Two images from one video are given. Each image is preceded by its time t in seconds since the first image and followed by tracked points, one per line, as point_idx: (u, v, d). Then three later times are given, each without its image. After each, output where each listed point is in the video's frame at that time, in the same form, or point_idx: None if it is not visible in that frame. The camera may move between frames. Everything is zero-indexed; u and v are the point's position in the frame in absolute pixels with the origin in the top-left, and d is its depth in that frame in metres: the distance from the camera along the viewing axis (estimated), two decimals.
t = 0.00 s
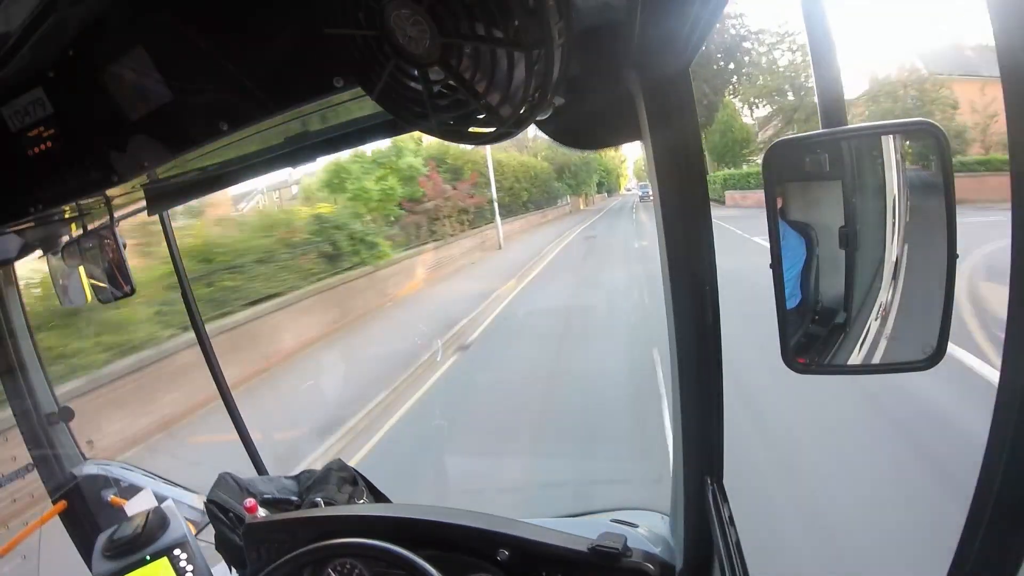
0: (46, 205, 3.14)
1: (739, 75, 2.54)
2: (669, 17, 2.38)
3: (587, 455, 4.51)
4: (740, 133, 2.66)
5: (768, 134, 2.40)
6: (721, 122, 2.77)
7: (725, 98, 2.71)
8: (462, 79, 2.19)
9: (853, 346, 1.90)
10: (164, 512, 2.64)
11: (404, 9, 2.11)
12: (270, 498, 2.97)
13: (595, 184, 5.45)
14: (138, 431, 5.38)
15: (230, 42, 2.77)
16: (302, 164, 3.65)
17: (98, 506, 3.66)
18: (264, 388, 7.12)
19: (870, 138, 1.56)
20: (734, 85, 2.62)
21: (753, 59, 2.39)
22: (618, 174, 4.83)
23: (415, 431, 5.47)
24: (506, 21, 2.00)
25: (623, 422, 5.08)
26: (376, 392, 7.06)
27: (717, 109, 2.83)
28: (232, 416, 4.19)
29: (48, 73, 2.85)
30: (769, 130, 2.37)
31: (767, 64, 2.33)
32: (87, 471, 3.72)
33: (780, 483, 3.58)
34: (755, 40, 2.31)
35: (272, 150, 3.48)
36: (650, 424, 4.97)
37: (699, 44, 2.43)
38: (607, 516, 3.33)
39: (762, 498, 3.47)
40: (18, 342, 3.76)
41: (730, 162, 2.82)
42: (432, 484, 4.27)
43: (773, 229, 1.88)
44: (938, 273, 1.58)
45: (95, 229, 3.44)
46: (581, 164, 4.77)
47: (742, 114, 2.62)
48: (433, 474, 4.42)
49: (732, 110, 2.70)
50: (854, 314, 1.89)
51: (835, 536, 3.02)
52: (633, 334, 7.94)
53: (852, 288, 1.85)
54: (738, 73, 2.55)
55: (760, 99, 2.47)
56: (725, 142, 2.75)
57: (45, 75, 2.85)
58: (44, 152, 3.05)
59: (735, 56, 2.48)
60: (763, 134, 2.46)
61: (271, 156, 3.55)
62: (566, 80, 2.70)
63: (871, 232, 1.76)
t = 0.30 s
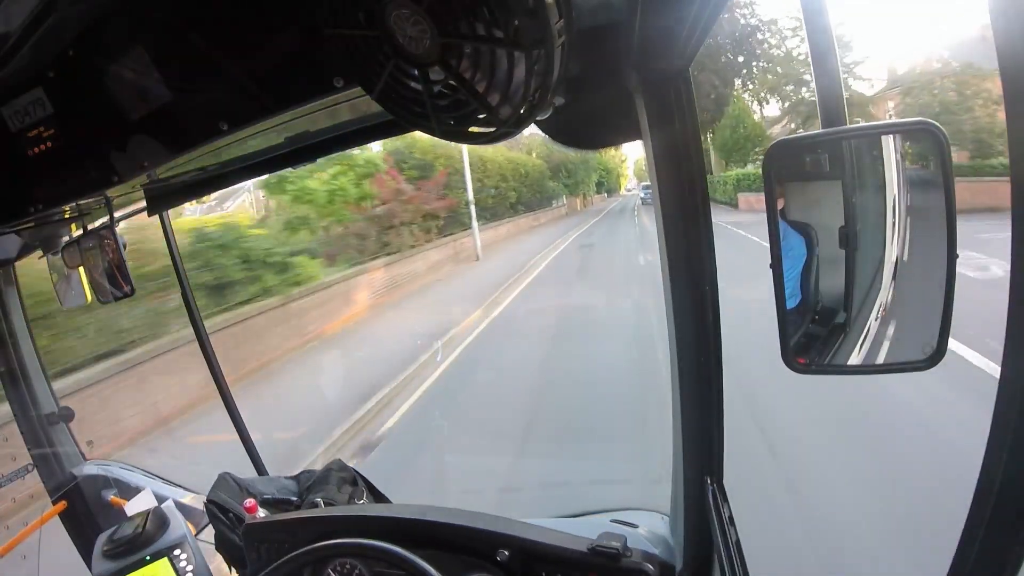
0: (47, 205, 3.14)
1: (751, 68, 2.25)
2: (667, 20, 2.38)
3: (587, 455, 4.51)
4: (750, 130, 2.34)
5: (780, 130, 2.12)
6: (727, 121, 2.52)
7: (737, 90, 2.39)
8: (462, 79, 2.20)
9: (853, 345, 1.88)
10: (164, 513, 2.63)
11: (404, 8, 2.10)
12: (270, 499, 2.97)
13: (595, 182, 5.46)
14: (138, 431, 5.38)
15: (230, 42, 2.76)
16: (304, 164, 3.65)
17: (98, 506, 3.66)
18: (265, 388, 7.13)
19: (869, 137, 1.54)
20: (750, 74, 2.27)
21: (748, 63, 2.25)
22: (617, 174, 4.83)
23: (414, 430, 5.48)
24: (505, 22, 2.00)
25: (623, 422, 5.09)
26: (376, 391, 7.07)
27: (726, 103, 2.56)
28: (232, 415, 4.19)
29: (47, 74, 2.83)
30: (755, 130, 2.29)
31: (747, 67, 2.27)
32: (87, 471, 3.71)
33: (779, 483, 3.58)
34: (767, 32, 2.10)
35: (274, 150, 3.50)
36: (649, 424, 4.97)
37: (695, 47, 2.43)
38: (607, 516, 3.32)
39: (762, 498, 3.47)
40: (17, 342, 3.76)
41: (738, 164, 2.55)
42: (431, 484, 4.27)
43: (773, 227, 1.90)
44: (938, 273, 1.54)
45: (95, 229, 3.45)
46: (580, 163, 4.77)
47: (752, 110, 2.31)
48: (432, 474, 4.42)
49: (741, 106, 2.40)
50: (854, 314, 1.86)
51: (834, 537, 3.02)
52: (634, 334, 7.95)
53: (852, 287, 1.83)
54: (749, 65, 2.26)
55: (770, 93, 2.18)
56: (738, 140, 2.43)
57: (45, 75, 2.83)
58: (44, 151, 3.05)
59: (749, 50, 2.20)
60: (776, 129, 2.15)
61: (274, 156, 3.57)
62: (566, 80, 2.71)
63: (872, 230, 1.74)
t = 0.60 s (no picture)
0: (47, 204, 3.15)
1: (764, 61, 2.25)
2: (666, 23, 2.38)
3: (587, 454, 4.51)
4: (766, 127, 2.23)
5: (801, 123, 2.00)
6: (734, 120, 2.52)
7: (748, 84, 2.36)
8: (461, 79, 2.20)
9: (854, 345, 1.86)
10: (164, 512, 2.64)
11: (404, 7, 2.08)
12: (270, 498, 2.98)
13: (595, 183, 5.47)
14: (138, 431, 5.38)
15: (231, 42, 2.76)
16: (303, 163, 3.65)
17: (99, 505, 3.66)
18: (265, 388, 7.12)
19: (866, 139, 1.53)
20: (765, 68, 2.25)
21: (758, 58, 2.26)
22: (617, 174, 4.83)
23: (415, 430, 5.48)
24: (504, 23, 2.00)
25: (624, 421, 5.10)
26: (376, 391, 7.07)
27: (733, 99, 2.53)
28: (232, 415, 4.19)
29: (45, 74, 2.80)
30: (763, 132, 2.26)
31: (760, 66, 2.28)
32: (87, 470, 3.71)
33: (779, 482, 3.58)
34: (782, 22, 2.08)
35: (274, 151, 3.50)
36: (649, 424, 4.97)
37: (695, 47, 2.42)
38: (607, 516, 3.33)
39: (762, 498, 3.47)
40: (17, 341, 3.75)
41: (743, 165, 2.53)
42: (432, 483, 4.28)
43: (772, 230, 1.93)
44: (938, 274, 1.53)
45: (95, 229, 3.45)
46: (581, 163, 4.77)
47: (762, 106, 2.28)
48: (432, 474, 4.43)
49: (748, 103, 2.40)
50: (854, 315, 1.84)
51: (833, 536, 3.02)
52: (635, 335, 7.96)
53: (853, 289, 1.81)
54: (761, 59, 2.26)
55: (782, 89, 2.16)
56: (750, 136, 2.36)
57: (45, 74, 2.80)
58: (44, 151, 3.03)
59: (763, 43, 2.20)
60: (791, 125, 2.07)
61: (275, 156, 3.57)
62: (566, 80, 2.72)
63: (871, 231, 1.72)
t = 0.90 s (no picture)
0: (47, 204, 3.15)
1: (775, 55, 2.13)
2: (667, 22, 2.38)
3: (587, 455, 4.51)
4: (783, 123, 2.11)
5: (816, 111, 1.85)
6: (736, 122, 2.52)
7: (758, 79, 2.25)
8: (461, 79, 2.19)
9: (853, 345, 1.87)
10: (164, 513, 2.63)
11: (404, 7, 2.09)
12: (271, 499, 2.99)
13: (595, 184, 5.48)
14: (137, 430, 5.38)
15: (233, 42, 2.77)
16: (302, 163, 3.66)
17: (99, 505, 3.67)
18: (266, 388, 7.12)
19: (869, 139, 1.52)
20: (778, 62, 2.12)
21: (769, 51, 2.15)
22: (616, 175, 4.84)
23: (415, 430, 5.49)
24: (503, 23, 2.01)
25: (624, 422, 5.10)
26: (376, 391, 7.07)
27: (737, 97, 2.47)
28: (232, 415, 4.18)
29: (45, 75, 2.81)
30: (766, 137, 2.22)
31: (758, 69, 2.24)
32: (87, 470, 3.75)
33: (779, 483, 3.58)
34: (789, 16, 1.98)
35: (274, 150, 3.50)
36: (649, 424, 4.98)
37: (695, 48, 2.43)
38: (608, 516, 3.32)
39: (762, 498, 3.47)
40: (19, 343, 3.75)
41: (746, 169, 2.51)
42: (432, 483, 4.28)
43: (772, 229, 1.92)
44: (940, 275, 1.54)
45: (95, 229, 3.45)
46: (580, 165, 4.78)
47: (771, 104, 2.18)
48: (432, 474, 4.43)
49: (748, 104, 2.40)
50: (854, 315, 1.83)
51: (833, 536, 3.02)
52: (635, 335, 7.96)
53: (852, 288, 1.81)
54: (772, 53, 2.14)
55: (795, 84, 2.05)
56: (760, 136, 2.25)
57: (44, 75, 2.81)
58: (43, 151, 3.03)
59: (774, 36, 2.09)
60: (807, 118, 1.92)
61: (275, 156, 3.58)
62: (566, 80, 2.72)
63: (872, 231, 1.71)
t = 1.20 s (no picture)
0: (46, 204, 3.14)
1: (782, 50, 2.14)
2: (668, 24, 2.38)
3: (587, 455, 4.52)
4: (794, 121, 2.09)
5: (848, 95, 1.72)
6: (740, 124, 2.54)
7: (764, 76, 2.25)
8: (461, 80, 2.19)
9: (852, 344, 1.85)
10: (165, 513, 2.63)
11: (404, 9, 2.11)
12: (271, 499, 2.99)
13: (595, 185, 5.50)
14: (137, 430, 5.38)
15: (232, 42, 2.77)
16: (303, 163, 3.66)
17: (98, 506, 3.57)
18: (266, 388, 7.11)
19: (870, 138, 1.52)
20: (792, 53, 2.08)
21: (778, 43, 2.15)
22: (616, 178, 4.86)
23: (415, 430, 5.50)
24: (502, 23, 2.01)
25: (624, 422, 5.11)
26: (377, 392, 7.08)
27: (735, 97, 2.48)
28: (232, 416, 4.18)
29: (44, 75, 2.83)
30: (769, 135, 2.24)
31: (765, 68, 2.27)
32: (87, 470, 3.61)
33: (780, 483, 3.59)
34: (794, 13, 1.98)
35: (275, 151, 3.50)
36: (649, 425, 4.99)
37: (693, 51, 2.45)
38: (608, 515, 3.32)
39: (762, 498, 3.47)
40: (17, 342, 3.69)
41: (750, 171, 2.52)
42: (432, 483, 4.29)
43: (773, 229, 1.90)
44: (940, 275, 1.53)
45: (95, 229, 3.44)
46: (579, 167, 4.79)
47: (778, 103, 2.19)
48: (433, 474, 4.45)
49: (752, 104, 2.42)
50: (854, 315, 1.82)
51: (830, 534, 3.03)
52: (634, 336, 7.98)
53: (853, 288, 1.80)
54: (781, 48, 2.14)
55: (803, 82, 2.05)
56: (767, 129, 2.25)
57: (44, 74, 2.83)
58: (42, 151, 3.04)
59: (782, 31, 2.08)
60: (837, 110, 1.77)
61: (275, 156, 3.57)
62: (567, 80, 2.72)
63: (872, 232, 1.71)
